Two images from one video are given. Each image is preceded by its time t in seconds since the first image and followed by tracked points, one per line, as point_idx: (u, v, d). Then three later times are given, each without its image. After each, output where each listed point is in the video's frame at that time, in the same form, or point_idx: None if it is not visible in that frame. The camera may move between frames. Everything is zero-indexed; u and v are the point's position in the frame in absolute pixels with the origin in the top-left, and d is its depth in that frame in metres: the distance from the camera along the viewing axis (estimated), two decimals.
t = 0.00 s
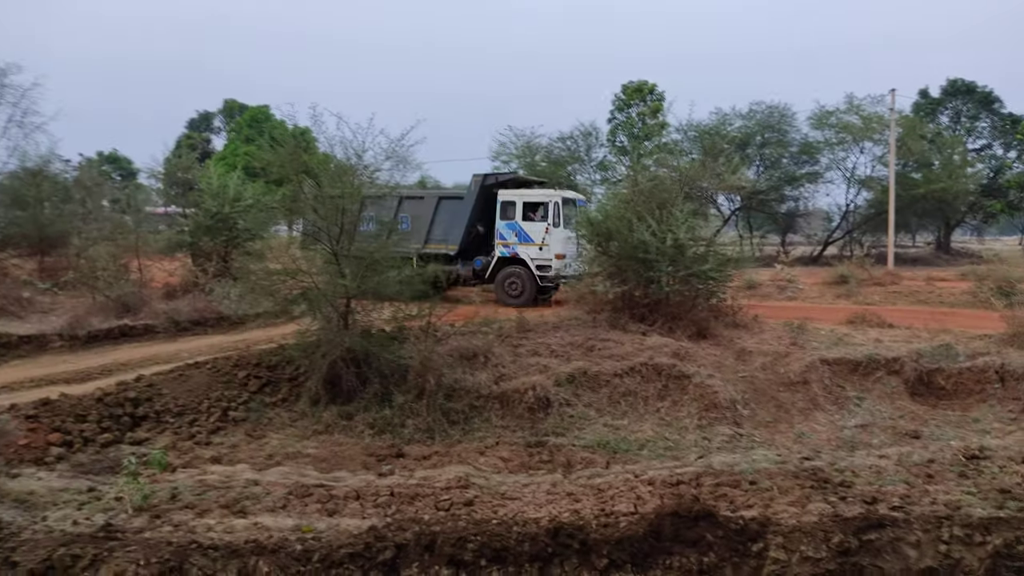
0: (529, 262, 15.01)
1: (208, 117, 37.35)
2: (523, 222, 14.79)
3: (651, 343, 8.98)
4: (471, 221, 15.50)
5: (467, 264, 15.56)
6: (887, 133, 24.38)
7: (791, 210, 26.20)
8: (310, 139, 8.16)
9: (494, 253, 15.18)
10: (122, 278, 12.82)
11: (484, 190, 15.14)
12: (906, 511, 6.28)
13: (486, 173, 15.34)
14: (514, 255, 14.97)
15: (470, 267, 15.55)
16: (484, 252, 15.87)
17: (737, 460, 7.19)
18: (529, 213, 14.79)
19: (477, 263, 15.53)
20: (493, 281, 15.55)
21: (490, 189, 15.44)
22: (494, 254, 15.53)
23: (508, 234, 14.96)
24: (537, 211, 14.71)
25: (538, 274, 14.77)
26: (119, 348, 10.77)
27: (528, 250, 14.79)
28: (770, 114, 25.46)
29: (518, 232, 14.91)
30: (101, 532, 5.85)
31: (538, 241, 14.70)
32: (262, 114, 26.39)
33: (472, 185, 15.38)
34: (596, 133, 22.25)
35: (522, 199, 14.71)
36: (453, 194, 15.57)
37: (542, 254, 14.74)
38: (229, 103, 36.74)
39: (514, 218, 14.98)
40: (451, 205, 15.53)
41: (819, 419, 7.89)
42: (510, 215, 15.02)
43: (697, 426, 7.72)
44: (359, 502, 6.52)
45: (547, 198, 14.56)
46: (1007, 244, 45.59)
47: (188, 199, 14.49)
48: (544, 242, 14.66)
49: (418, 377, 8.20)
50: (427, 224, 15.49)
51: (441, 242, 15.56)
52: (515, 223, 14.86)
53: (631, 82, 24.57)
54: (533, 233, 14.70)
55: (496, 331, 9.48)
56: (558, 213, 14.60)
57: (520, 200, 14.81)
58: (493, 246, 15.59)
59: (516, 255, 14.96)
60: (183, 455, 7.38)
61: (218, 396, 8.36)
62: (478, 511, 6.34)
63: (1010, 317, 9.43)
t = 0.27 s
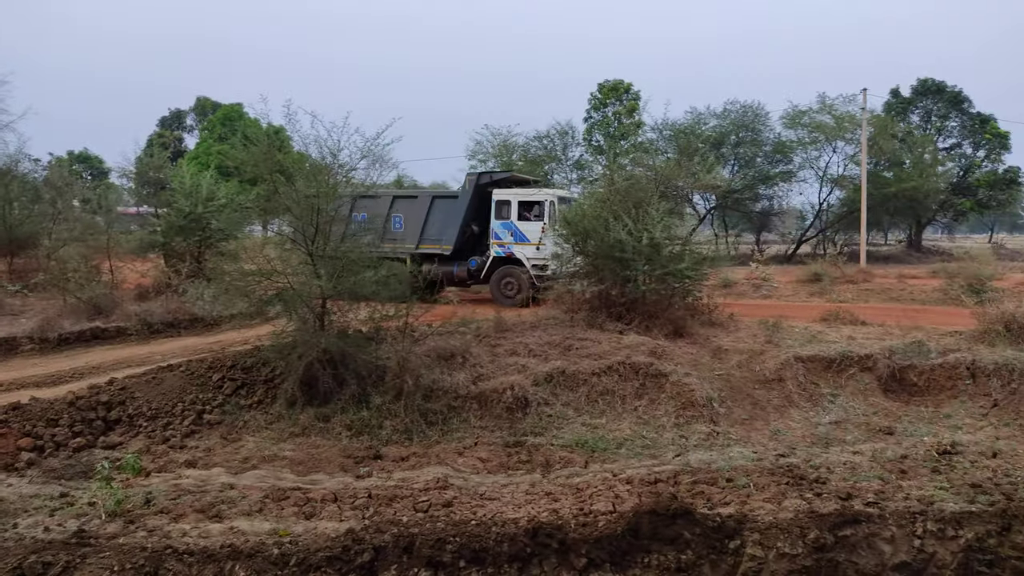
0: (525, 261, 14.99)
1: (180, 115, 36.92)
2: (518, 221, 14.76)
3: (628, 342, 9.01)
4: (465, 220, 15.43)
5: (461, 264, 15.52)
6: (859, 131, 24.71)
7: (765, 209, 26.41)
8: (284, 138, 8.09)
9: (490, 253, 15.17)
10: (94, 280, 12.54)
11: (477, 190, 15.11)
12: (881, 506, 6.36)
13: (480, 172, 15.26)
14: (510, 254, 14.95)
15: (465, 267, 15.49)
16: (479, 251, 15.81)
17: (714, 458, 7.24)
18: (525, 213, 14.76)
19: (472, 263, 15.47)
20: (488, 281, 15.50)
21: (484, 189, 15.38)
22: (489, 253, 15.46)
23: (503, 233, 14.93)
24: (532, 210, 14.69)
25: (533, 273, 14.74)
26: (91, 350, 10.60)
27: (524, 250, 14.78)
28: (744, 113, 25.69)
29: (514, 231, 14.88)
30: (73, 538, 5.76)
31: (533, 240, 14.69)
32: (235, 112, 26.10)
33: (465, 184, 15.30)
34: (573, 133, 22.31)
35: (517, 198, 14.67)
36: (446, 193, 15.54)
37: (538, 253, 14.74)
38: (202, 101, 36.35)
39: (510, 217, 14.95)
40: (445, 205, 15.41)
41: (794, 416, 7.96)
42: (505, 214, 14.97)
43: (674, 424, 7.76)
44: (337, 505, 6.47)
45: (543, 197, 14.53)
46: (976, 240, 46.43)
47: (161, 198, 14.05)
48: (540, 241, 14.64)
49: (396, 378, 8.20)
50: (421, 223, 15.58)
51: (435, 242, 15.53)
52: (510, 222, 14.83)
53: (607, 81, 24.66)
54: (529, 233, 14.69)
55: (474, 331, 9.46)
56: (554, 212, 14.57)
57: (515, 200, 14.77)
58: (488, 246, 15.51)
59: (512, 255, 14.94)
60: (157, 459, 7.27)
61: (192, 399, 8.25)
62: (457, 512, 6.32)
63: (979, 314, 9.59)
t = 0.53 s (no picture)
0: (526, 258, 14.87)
1: (160, 109, 36.53)
2: (520, 217, 14.64)
3: (610, 338, 9.03)
4: (466, 216, 15.37)
5: (463, 260, 15.50)
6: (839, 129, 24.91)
7: (746, 206, 26.79)
8: (265, 132, 8.03)
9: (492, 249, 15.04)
10: (71, 275, 12.69)
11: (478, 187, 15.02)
12: (859, 501, 6.43)
13: (481, 168, 15.16)
14: (512, 250, 14.82)
15: (465, 263, 15.48)
16: (480, 247, 15.78)
17: (695, 453, 7.28)
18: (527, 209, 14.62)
19: (473, 259, 15.44)
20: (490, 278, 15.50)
21: (485, 184, 15.30)
22: (491, 249, 15.42)
23: (505, 229, 14.81)
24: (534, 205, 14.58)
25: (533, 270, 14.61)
26: (68, 347, 10.47)
27: (526, 246, 14.67)
28: (726, 110, 25.68)
29: (515, 228, 14.76)
30: (50, 537, 5.70)
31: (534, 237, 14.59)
32: (215, 106, 25.84)
33: (466, 180, 15.22)
34: (556, 129, 22.31)
35: (519, 193, 14.53)
36: (446, 189, 15.49)
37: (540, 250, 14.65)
38: (181, 95, 35.97)
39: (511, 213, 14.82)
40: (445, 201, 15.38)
41: (775, 411, 8.02)
42: (507, 210, 14.83)
43: (655, 419, 7.79)
44: (317, 502, 6.44)
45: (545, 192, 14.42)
46: (953, 236, 47.06)
47: (138, 192, 13.79)
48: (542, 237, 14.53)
49: (378, 374, 8.14)
50: (422, 220, 15.59)
51: (435, 238, 15.51)
52: (513, 218, 14.69)
53: (591, 77, 24.66)
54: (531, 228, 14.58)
55: (456, 327, 9.43)
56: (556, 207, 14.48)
57: (516, 195, 14.62)
58: (490, 242, 15.44)
59: (514, 251, 14.81)
60: (136, 457, 7.20)
61: (171, 396, 8.17)
62: (439, 508, 6.31)
63: (955, 310, 9.70)
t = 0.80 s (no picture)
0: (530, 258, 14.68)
1: (142, 110, 36.25)
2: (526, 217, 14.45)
3: (597, 337, 9.03)
4: (471, 216, 15.29)
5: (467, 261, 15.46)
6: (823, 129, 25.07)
7: (731, 205, 26.98)
8: (249, 133, 7.98)
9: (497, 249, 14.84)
10: (54, 278, 12.69)
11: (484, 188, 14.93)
12: (845, 498, 6.47)
13: (485, 168, 15.05)
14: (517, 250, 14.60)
15: (470, 264, 15.44)
16: (484, 247, 15.72)
17: (682, 452, 7.30)
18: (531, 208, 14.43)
19: (479, 259, 15.39)
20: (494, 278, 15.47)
21: (489, 185, 15.20)
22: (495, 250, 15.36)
23: (511, 229, 14.59)
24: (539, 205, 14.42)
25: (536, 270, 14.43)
26: (50, 350, 10.37)
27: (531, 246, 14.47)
28: (710, 111, 25.78)
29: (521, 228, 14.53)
30: (32, 543, 5.64)
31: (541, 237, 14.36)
32: (198, 107, 25.66)
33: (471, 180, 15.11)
34: (541, 129, 22.32)
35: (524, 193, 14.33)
36: (450, 190, 15.39)
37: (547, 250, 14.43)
38: (165, 96, 35.73)
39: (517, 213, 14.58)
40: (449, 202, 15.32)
41: (760, 410, 8.05)
42: (512, 209, 14.62)
43: (642, 419, 7.81)
44: (304, 505, 6.41)
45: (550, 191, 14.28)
46: (934, 234, 47.56)
47: (122, 193, 13.75)
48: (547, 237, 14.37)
49: (364, 376, 8.12)
50: (426, 220, 15.51)
51: (440, 239, 15.44)
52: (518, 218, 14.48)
53: (576, 76, 24.70)
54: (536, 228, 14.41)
55: (443, 328, 9.42)
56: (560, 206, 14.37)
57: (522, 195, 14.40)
58: (495, 242, 15.37)
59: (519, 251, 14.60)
60: (120, 461, 7.13)
61: (155, 400, 8.10)
62: (426, 510, 6.29)
63: (937, 308, 9.78)
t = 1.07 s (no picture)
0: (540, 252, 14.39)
1: (129, 103, 36.00)
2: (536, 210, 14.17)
3: (588, 330, 9.04)
4: (478, 209, 15.21)
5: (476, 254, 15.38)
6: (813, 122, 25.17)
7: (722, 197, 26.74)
8: (237, 126, 7.93)
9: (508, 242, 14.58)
10: (41, 274, 12.52)
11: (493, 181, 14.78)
12: (834, 489, 6.52)
13: (491, 160, 14.94)
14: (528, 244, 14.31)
15: (477, 257, 15.40)
16: (491, 240, 15.65)
17: (672, 444, 7.34)
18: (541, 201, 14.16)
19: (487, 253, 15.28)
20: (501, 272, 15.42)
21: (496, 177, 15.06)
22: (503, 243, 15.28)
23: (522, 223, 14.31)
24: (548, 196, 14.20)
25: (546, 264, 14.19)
26: (38, 345, 10.29)
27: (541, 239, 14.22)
28: (701, 103, 25.75)
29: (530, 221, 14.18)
30: (21, 538, 5.62)
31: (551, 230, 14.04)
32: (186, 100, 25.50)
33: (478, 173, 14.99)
34: (532, 122, 22.28)
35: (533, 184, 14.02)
36: (457, 182, 15.29)
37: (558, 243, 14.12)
38: (151, 89, 35.45)
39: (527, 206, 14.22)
40: (456, 195, 15.25)
41: (750, 401, 8.08)
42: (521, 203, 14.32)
43: (633, 411, 7.83)
44: (295, 498, 6.40)
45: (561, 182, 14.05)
46: (922, 226, 47.89)
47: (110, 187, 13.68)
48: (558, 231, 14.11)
49: (355, 369, 8.05)
50: (432, 213, 15.46)
51: (447, 232, 15.38)
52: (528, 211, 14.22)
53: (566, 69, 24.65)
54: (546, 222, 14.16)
55: (433, 322, 9.40)
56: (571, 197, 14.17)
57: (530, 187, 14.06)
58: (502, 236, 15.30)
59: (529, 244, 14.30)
60: (109, 455, 7.09)
61: (144, 394, 8.06)
62: (417, 503, 6.29)
63: (926, 300, 9.84)
